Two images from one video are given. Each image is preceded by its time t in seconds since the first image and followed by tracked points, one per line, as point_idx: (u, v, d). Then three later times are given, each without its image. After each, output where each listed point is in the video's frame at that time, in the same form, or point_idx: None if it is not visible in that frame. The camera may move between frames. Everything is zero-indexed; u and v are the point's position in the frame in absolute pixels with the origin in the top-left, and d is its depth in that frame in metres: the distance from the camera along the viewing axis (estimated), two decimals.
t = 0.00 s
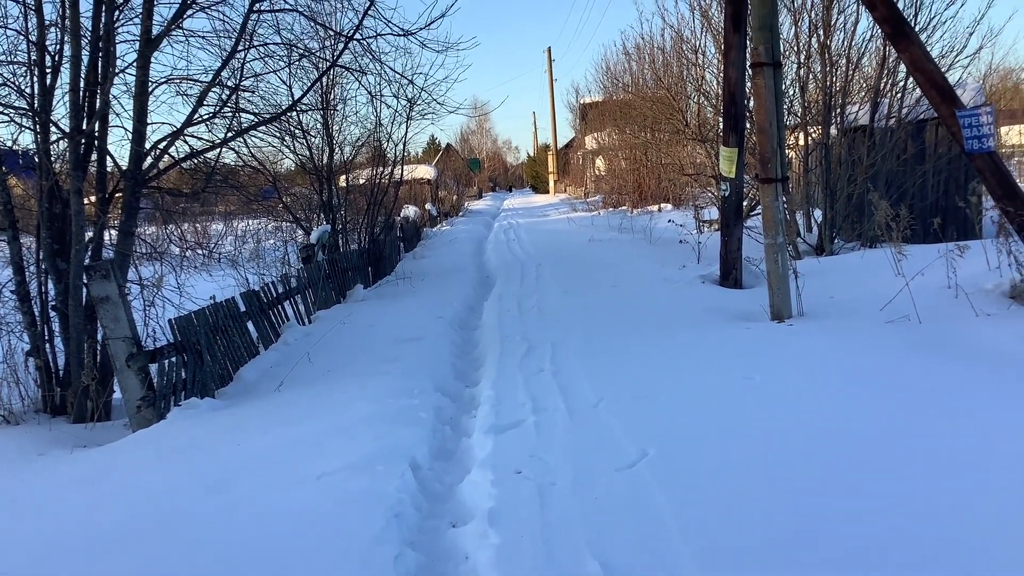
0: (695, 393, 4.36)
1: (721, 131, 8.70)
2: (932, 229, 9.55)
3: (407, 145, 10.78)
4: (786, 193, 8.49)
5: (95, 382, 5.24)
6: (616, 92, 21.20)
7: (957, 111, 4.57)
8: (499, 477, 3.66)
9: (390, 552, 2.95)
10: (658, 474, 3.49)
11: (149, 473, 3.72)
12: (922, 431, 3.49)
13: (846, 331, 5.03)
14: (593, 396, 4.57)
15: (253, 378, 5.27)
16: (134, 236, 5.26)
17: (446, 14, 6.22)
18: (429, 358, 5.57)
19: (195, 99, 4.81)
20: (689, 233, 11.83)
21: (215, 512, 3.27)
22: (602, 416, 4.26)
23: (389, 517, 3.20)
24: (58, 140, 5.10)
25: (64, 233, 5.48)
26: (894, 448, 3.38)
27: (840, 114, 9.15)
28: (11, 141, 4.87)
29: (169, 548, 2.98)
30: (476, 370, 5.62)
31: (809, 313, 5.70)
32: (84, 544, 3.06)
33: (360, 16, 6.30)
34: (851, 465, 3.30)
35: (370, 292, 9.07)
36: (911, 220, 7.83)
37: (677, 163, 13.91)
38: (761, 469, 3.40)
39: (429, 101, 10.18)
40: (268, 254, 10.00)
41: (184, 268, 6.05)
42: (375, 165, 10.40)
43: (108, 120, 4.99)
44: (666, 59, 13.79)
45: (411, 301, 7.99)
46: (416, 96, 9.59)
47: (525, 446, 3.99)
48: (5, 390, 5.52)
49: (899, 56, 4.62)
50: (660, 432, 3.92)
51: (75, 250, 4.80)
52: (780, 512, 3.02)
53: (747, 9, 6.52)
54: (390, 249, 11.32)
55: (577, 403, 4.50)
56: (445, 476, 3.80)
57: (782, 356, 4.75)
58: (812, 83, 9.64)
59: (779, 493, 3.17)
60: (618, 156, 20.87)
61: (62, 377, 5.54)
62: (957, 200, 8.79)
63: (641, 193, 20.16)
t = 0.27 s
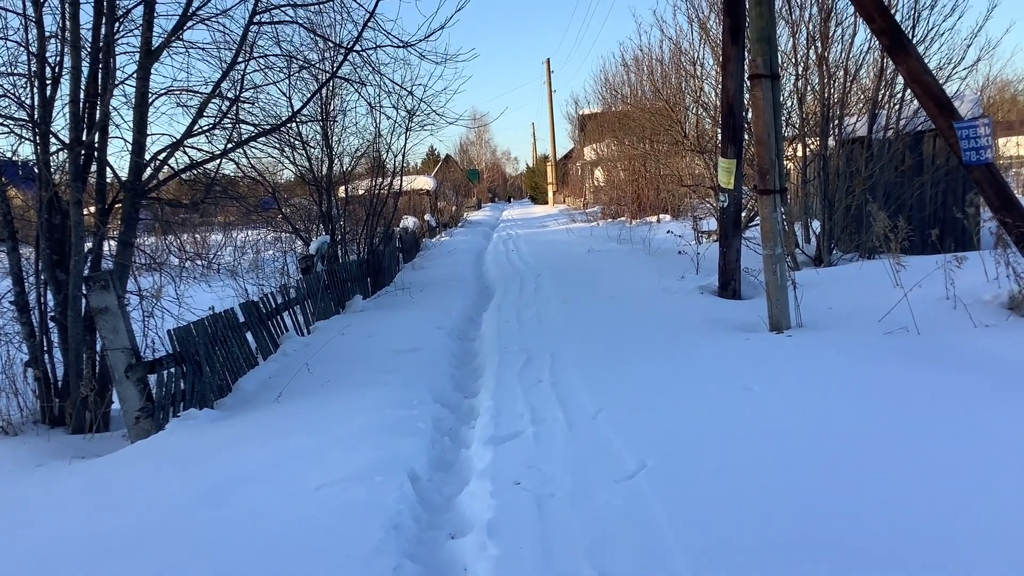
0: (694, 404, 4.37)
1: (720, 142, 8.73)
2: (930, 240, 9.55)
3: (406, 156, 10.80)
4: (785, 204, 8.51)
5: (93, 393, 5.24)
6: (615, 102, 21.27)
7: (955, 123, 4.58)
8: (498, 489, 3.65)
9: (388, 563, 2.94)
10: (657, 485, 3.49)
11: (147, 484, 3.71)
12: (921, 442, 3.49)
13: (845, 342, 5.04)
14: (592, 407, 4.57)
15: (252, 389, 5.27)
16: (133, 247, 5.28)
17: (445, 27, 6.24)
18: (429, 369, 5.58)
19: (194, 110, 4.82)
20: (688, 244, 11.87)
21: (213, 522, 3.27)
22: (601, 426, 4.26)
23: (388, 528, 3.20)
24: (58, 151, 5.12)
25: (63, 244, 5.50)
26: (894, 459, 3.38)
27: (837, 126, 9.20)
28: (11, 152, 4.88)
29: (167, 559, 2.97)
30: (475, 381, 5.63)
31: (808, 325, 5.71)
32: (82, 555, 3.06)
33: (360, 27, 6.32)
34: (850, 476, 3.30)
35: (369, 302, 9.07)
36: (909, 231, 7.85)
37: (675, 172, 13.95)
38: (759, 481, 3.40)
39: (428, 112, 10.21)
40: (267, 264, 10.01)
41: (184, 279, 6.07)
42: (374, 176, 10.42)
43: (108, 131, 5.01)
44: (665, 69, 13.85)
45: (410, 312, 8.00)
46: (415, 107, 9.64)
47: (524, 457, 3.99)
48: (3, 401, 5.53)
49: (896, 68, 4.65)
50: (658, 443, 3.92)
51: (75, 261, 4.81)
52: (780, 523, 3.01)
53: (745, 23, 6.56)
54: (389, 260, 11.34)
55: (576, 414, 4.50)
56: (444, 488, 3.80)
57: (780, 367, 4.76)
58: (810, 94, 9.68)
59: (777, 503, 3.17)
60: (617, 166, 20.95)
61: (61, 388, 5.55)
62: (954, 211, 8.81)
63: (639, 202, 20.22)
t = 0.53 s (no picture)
0: (694, 411, 4.36)
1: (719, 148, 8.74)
2: (929, 246, 9.55)
3: (406, 163, 10.80)
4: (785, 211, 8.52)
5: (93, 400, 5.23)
6: (614, 108, 21.30)
7: (954, 129, 4.59)
8: (497, 496, 3.65)
9: (388, 569, 2.93)
10: (656, 492, 3.48)
11: (147, 490, 3.71)
12: (921, 448, 3.49)
13: (845, 349, 5.03)
14: (592, 414, 4.57)
15: (252, 395, 5.27)
16: (133, 253, 5.28)
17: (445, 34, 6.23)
18: (428, 375, 5.58)
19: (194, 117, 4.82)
20: (688, 250, 11.88)
21: (212, 529, 3.26)
22: (600, 433, 4.26)
23: (387, 534, 3.19)
24: (58, 158, 5.12)
25: (63, 251, 5.50)
26: (893, 466, 3.38)
27: (837, 132, 9.21)
28: (12, 158, 4.89)
29: (166, 566, 2.97)
30: (475, 388, 5.62)
31: (807, 331, 5.71)
32: (81, 561, 3.05)
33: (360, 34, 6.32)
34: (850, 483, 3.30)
35: (369, 309, 9.06)
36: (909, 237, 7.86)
37: (675, 178, 13.97)
38: (759, 487, 3.39)
39: (428, 118, 10.21)
40: (267, 270, 10.00)
41: (184, 285, 6.07)
42: (374, 182, 10.43)
43: (108, 137, 5.01)
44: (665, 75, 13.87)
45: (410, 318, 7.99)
46: (415, 113, 9.65)
47: (524, 464, 3.99)
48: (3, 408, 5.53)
49: (895, 75, 4.66)
50: (658, 450, 3.92)
51: (75, 267, 4.82)
52: (780, 530, 3.01)
53: (744, 30, 6.58)
54: (390, 266, 11.34)
55: (575, 421, 4.50)
56: (444, 494, 3.79)
57: (780, 373, 4.76)
58: (809, 100, 9.70)
59: (776, 511, 3.16)
60: (617, 171, 20.99)
61: (60, 395, 5.54)
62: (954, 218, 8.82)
63: (639, 208, 20.24)
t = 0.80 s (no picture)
0: (695, 412, 4.36)
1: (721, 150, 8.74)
2: (931, 247, 9.55)
3: (407, 165, 10.80)
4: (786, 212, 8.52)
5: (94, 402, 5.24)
6: (615, 109, 21.30)
7: (956, 130, 4.59)
8: (498, 498, 3.65)
9: (389, 571, 2.93)
10: (658, 494, 3.48)
11: (148, 492, 3.71)
12: (923, 450, 3.49)
13: (847, 350, 5.03)
14: (593, 416, 4.57)
15: (253, 397, 5.27)
16: (135, 255, 5.28)
17: (447, 35, 6.23)
18: (430, 377, 5.58)
19: (196, 119, 4.82)
20: (689, 252, 11.88)
21: (214, 531, 3.26)
22: (602, 435, 4.25)
23: (388, 536, 3.19)
24: (60, 160, 5.13)
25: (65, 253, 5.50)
26: (895, 467, 3.38)
27: (839, 134, 9.21)
28: (13, 161, 4.89)
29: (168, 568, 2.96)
30: (476, 389, 5.62)
31: (809, 333, 5.71)
32: (82, 563, 3.05)
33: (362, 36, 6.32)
34: (851, 485, 3.29)
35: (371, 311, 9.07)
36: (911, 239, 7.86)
37: (676, 180, 13.97)
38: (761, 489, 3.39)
39: (429, 120, 10.22)
40: (269, 272, 10.00)
41: (185, 287, 6.07)
42: (375, 184, 10.43)
43: (110, 139, 5.01)
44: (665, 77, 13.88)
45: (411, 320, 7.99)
46: (417, 115, 9.65)
47: (525, 465, 3.99)
48: (5, 410, 5.53)
49: (897, 76, 4.65)
50: (660, 452, 3.91)
51: (76, 269, 4.81)
52: (782, 532, 3.00)
53: (745, 32, 6.58)
54: (391, 268, 11.35)
55: (578, 423, 4.49)
56: (445, 497, 3.79)
57: (782, 375, 4.75)
58: (811, 102, 9.70)
59: (778, 512, 3.16)
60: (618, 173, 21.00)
61: (62, 397, 5.55)
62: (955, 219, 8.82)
63: (640, 210, 20.25)
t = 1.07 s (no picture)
0: (696, 412, 4.35)
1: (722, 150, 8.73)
2: (933, 248, 9.55)
3: (408, 165, 10.80)
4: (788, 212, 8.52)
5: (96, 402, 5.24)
6: (617, 109, 21.29)
7: (958, 130, 4.58)
8: (500, 498, 3.64)
9: (392, 571, 2.92)
10: (660, 494, 3.48)
11: (149, 493, 3.71)
12: (925, 450, 3.48)
13: (848, 350, 5.03)
14: (594, 416, 4.56)
15: (255, 397, 5.27)
16: (136, 255, 5.27)
17: (448, 35, 6.22)
18: (431, 377, 5.58)
19: (197, 119, 4.82)
20: (689, 252, 11.88)
21: (215, 531, 3.26)
22: (603, 435, 4.25)
23: (389, 536, 3.19)
24: (61, 160, 5.14)
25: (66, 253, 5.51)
26: (897, 467, 3.37)
27: (840, 134, 9.20)
28: (14, 161, 4.89)
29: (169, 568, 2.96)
30: (477, 390, 5.62)
31: (810, 333, 5.70)
32: (83, 563, 3.05)
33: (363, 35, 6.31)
34: (852, 485, 3.29)
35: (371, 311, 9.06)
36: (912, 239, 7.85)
37: (678, 179, 13.96)
38: (763, 489, 3.39)
39: (431, 120, 10.21)
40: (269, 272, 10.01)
41: (186, 287, 6.07)
42: (376, 184, 10.43)
43: (110, 139, 5.01)
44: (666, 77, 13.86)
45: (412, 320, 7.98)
46: (418, 114, 9.64)
47: (526, 466, 3.98)
48: (6, 410, 5.54)
49: (899, 76, 4.64)
50: (662, 452, 3.91)
51: (77, 269, 4.81)
52: (783, 532, 3.00)
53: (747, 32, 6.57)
54: (392, 268, 11.35)
55: (579, 423, 4.49)
56: (446, 497, 3.79)
57: (783, 375, 4.75)
58: (812, 102, 9.69)
59: (780, 513, 3.16)
60: (620, 173, 21.01)
61: (63, 397, 5.55)
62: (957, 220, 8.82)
63: (641, 209, 20.25)
